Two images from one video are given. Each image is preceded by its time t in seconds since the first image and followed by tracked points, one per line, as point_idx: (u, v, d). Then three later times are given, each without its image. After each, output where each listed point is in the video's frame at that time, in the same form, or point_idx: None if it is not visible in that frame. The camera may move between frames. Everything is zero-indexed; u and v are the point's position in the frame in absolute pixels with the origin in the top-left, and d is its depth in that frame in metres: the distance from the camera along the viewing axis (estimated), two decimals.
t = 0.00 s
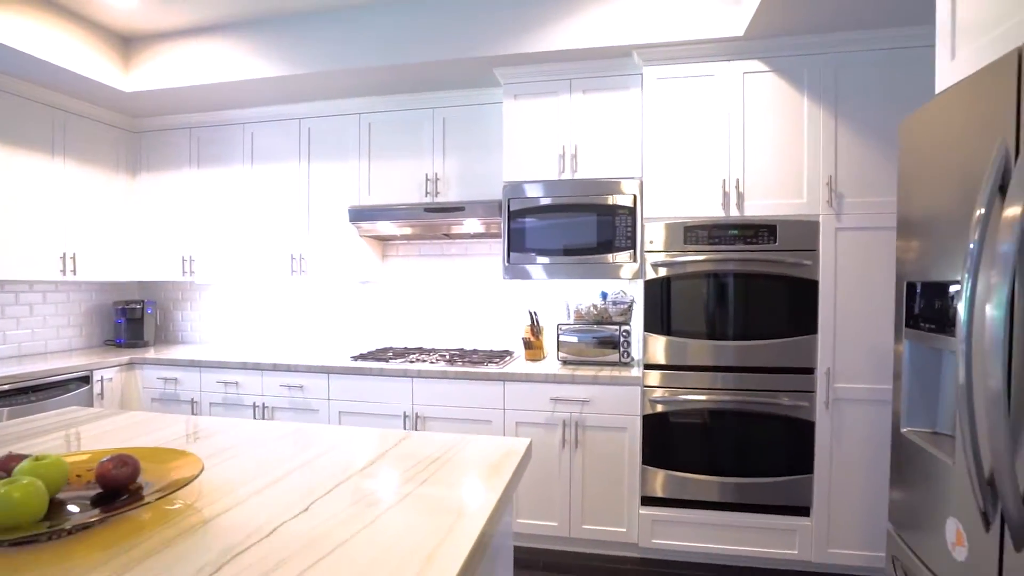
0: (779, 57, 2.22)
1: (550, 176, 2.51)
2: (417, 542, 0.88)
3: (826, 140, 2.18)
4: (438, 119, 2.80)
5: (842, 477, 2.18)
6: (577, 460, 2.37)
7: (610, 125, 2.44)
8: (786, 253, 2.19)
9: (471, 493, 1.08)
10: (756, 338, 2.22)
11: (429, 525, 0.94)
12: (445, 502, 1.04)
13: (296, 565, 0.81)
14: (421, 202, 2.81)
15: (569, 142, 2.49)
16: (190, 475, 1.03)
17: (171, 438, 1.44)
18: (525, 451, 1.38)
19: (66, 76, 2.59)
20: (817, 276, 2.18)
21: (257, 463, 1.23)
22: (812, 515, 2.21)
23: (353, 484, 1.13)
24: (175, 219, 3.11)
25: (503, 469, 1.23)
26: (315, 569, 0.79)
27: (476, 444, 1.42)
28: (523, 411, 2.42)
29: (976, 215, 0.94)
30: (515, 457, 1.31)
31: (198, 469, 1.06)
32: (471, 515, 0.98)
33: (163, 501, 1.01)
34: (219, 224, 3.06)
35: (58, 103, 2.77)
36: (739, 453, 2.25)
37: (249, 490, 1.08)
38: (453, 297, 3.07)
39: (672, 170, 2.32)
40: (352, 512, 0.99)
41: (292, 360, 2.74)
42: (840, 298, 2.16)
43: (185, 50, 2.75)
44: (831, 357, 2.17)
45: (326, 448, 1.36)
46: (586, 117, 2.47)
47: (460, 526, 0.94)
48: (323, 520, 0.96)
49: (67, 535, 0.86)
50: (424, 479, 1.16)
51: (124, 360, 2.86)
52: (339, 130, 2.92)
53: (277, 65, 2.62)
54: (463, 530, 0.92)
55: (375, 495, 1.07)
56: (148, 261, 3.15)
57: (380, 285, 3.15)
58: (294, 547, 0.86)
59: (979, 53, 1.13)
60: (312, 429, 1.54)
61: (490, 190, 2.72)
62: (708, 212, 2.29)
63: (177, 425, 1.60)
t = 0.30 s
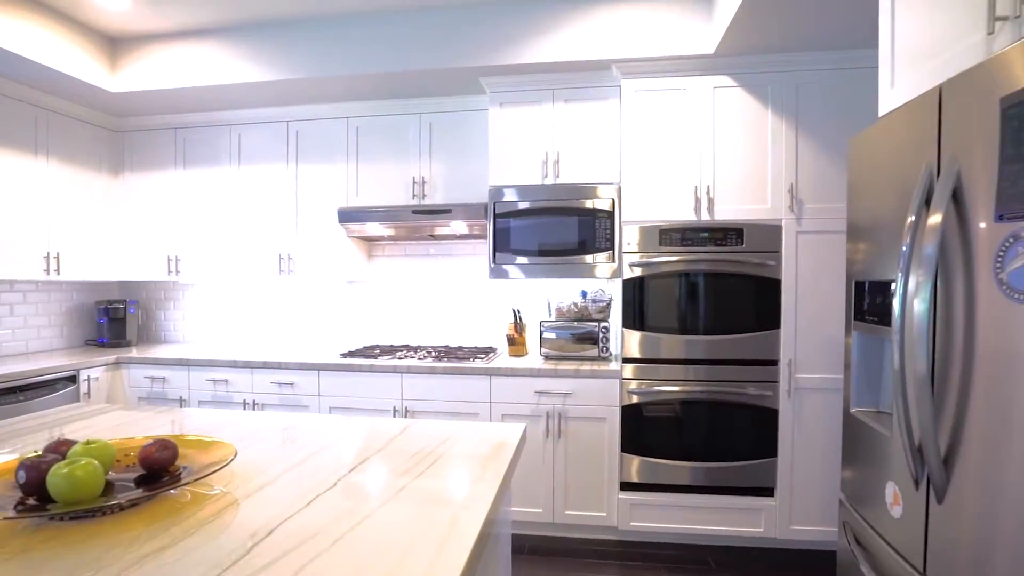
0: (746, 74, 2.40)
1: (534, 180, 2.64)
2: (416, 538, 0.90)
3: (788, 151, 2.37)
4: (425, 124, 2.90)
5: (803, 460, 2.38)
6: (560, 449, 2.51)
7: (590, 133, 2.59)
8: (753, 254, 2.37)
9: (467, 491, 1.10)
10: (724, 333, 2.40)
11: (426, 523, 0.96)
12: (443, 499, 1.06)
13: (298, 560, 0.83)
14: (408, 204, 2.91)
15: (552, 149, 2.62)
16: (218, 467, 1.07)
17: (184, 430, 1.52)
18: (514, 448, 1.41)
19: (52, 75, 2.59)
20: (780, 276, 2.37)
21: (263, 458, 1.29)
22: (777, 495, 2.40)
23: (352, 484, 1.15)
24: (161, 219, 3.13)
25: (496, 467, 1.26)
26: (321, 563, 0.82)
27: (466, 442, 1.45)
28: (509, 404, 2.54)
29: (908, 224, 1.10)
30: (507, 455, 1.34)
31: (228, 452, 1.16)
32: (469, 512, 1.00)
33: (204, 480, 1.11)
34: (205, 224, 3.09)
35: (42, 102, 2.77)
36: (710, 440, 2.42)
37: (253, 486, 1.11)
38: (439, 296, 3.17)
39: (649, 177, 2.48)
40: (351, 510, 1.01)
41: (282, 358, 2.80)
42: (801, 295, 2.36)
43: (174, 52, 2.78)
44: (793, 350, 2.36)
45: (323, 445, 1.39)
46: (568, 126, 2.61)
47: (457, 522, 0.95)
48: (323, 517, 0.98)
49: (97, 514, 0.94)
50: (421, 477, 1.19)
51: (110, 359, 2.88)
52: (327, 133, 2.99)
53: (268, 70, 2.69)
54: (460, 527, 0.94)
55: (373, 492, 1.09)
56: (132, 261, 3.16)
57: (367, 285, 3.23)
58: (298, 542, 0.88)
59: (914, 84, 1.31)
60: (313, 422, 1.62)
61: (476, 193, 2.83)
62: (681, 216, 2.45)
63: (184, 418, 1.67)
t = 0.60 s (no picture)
0: (710, 89, 2.60)
1: (514, 184, 2.79)
2: (415, 535, 0.90)
3: (748, 160, 2.58)
4: (408, 129, 3.01)
5: (762, 443, 2.59)
6: (539, 438, 2.67)
7: (567, 140, 2.76)
8: (716, 254, 2.58)
9: (462, 489, 1.11)
10: (690, 327, 2.60)
11: (424, 520, 0.96)
12: (437, 498, 1.06)
13: (297, 559, 0.82)
14: (392, 206, 3.01)
15: (531, 155, 2.78)
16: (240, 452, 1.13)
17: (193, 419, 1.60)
18: (501, 442, 1.45)
19: (35, 74, 2.60)
20: (741, 275, 2.58)
21: (284, 443, 1.40)
22: (739, 476, 2.61)
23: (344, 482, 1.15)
24: (142, 218, 3.15)
25: (487, 462, 1.27)
26: (321, 559, 0.82)
27: (454, 437, 1.48)
28: (491, 396, 2.68)
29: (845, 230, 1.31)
30: (496, 451, 1.36)
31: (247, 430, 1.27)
32: (465, 509, 1.01)
33: (239, 458, 1.23)
34: (188, 224, 3.12)
35: (22, 100, 2.76)
36: (678, 427, 2.61)
37: (277, 468, 1.21)
38: (420, 294, 3.29)
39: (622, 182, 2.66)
40: (349, 508, 1.02)
41: (269, 354, 2.87)
42: (760, 293, 2.57)
43: (159, 53, 2.82)
44: (753, 342, 2.58)
45: (312, 443, 1.39)
46: (546, 133, 2.76)
47: (456, 520, 0.96)
48: (322, 515, 0.98)
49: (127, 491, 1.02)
50: (413, 474, 1.20)
51: (92, 358, 2.89)
52: (311, 136, 3.07)
53: (255, 74, 2.76)
54: (459, 524, 0.94)
55: (365, 493, 1.08)
56: (113, 259, 3.17)
57: (350, 283, 3.31)
58: (296, 542, 0.87)
59: (854, 109, 1.51)
60: (310, 416, 1.68)
61: (458, 196, 2.96)
62: (652, 219, 2.64)
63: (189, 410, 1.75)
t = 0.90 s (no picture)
0: (680, 99, 2.81)
1: (497, 186, 2.94)
2: (424, 525, 0.87)
3: (714, 166, 2.80)
4: (393, 132, 3.12)
5: (727, 428, 2.81)
6: (521, 426, 2.82)
7: (547, 145, 2.92)
8: (685, 252, 2.79)
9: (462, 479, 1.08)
10: (661, 320, 2.79)
11: (428, 510, 0.93)
12: (444, 480, 1.07)
13: (300, 551, 0.78)
14: (378, 206, 3.11)
15: (513, 159, 2.93)
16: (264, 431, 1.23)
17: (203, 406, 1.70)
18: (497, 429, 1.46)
19: (23, 72, 2.62)
20: (708, 272, 2.79)
21: (295, 426, 1.49)
22: (707, 458, 2.81)
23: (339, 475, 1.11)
24: (127, 216, 3.18)
25: (483, 453, 1.25)
26: (337, 534, 0.84)
27: (450, 427, 1.49)
28: (475, 386, 2.82)
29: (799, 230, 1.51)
30: (493, 439, 1.36)
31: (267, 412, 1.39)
32: (469, 497, 0.98)
33: (264, 435, 1.35)
34: (174, 222, 3.17)
35: (6, 98, 2.78)
36: (650, 413, 2.81)
37: (299, 444, 1.31)
38: (405, 292, 3.39)
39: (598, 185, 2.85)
40: (357, 489, 1.03)
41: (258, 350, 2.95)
42: (725, 288, 2.79)
43: (147, 54, 2.86)
44: (719, 334, 2.79)
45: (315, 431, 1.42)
46: (528, 138, 2.92)
47: (462, 509, 0.93)
48: (332, 496, 0.99)
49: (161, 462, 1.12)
50: (410, 463, 1.17)
51: (78, 354, 2.92)
52: (298, 137, 3.15)
53: (245, 77, 2.84)
54: (466, 514, 0.91)
55: (367, 482, 1.06)
56: (97, 256, 3.19)
57: (335, 281, 3.39)
58: (310, 519, 0.89)
59: (806, 125, 1.71)
60: (315, 406, 1.75)
61: (443, 197, 3.09)
62: (626, 220, 2.83)
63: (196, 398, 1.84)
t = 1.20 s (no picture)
0: (657, 108, 2.98)
1: (483, 188, 3.06)
2: (447, 501, 0.94)
3: (688, 171, 2.98)
4: (382, 135, 3.21)
5: (701, 417, 2.99)
6: (508, 418, 2.95)
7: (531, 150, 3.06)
8: (661, 252, 2.96)
9: (474, 464, 1.14)
10: (639, 317, 2.96)
11: (447, 491, 0.99)
12: (454, 471, 1.10)
13: (337, 523, 0.85)
14: (367, 207, 3.20)
15: (500, 163, 3.06)
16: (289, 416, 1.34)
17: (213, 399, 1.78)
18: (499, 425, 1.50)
19: (12, 71, 2.64)
20: (683, 271, 2.96)
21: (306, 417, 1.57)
22: (682, 446, 2.99)
23: (352, 466, 1.14)
24: (115, 215, 3.21)
25: (488, 445, 1.30)
26: (359, 519, 0.86)
27: (452, 424, 1.51)
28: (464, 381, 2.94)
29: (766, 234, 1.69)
30: (496, 434, 1.40)
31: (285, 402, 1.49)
32: (484, 479, 1.05)
33: (282, 423, 1.45)
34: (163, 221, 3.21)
35: None
36: (629, 404, 2.97)
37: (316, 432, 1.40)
38: (393, 291, 3.48)
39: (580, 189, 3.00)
40: (372, 480, 1.05)
41: (249, 347, 3.02)
42: (699, 286, 2.97)
43: (138, 56, 2.90)
44: (693, 329, 2.97)
45: (320, 428, 1.44)
46: (513, 143, 3.06)
47: (479, 488, 1.00)
48: (348, 488, 1.01)
49: (191, 442, 1.21)
50: (423, 453, 1.24)
51: (67, 353, 2.94)
52: (288, 139, 3.22)
53: (237, 80, 2.90)
54: (484, 492, 0.98)
55: (380, 475, 1.09)
56: (84, 255, 3.21)
57: (323, 280, 3.46)
58: (330, 506, 0.91)
59: (772, 138, 1.89)
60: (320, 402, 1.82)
61: (430, 199, 3.20)
62: (606, 222, 2.99)
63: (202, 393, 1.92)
